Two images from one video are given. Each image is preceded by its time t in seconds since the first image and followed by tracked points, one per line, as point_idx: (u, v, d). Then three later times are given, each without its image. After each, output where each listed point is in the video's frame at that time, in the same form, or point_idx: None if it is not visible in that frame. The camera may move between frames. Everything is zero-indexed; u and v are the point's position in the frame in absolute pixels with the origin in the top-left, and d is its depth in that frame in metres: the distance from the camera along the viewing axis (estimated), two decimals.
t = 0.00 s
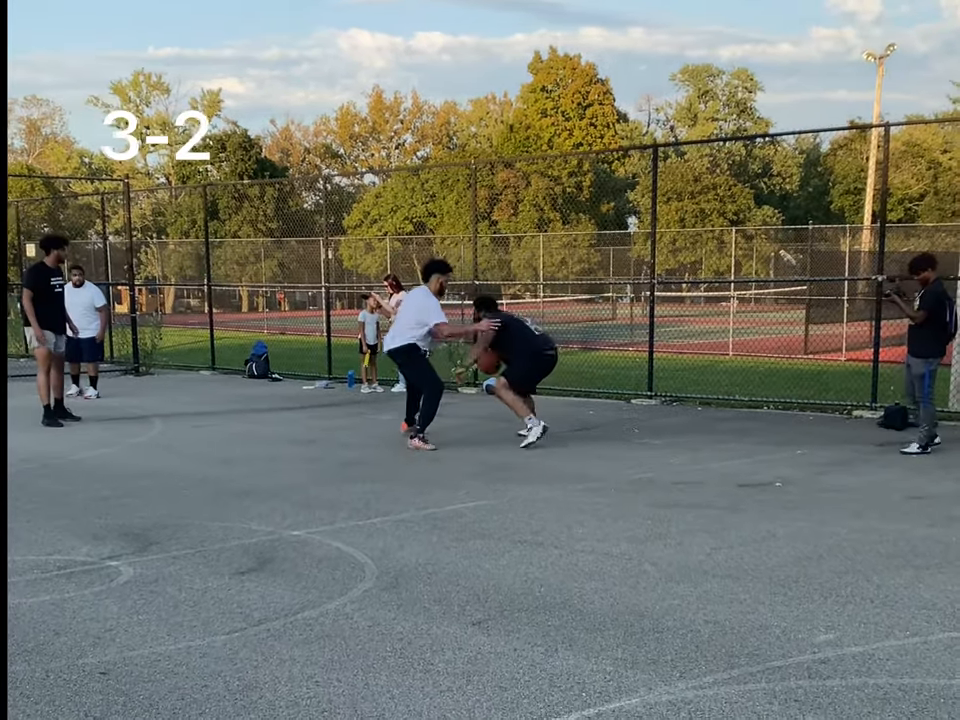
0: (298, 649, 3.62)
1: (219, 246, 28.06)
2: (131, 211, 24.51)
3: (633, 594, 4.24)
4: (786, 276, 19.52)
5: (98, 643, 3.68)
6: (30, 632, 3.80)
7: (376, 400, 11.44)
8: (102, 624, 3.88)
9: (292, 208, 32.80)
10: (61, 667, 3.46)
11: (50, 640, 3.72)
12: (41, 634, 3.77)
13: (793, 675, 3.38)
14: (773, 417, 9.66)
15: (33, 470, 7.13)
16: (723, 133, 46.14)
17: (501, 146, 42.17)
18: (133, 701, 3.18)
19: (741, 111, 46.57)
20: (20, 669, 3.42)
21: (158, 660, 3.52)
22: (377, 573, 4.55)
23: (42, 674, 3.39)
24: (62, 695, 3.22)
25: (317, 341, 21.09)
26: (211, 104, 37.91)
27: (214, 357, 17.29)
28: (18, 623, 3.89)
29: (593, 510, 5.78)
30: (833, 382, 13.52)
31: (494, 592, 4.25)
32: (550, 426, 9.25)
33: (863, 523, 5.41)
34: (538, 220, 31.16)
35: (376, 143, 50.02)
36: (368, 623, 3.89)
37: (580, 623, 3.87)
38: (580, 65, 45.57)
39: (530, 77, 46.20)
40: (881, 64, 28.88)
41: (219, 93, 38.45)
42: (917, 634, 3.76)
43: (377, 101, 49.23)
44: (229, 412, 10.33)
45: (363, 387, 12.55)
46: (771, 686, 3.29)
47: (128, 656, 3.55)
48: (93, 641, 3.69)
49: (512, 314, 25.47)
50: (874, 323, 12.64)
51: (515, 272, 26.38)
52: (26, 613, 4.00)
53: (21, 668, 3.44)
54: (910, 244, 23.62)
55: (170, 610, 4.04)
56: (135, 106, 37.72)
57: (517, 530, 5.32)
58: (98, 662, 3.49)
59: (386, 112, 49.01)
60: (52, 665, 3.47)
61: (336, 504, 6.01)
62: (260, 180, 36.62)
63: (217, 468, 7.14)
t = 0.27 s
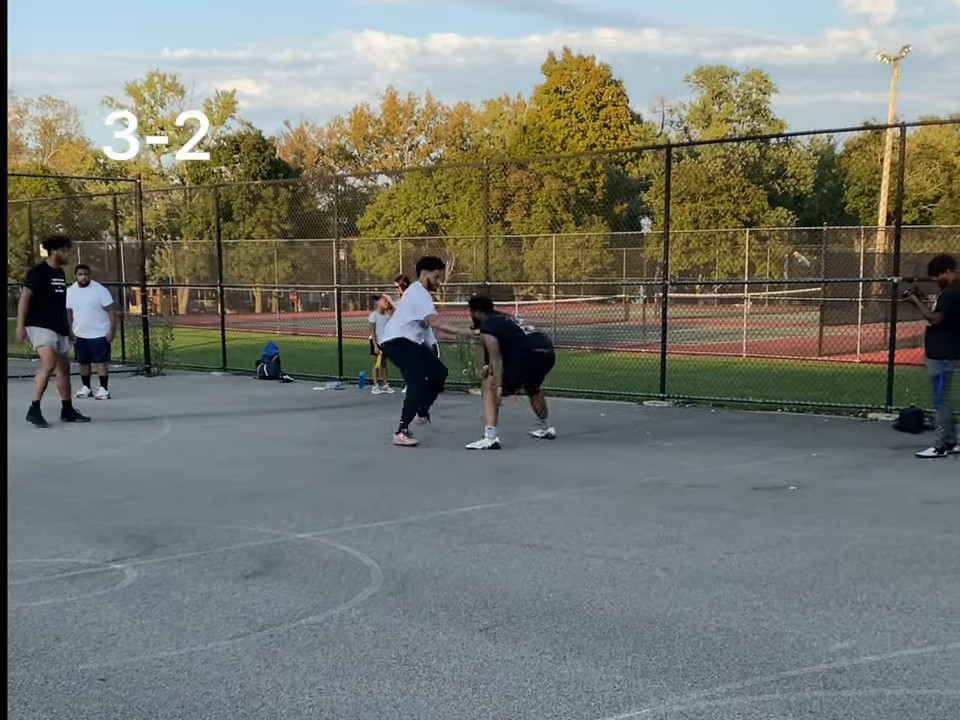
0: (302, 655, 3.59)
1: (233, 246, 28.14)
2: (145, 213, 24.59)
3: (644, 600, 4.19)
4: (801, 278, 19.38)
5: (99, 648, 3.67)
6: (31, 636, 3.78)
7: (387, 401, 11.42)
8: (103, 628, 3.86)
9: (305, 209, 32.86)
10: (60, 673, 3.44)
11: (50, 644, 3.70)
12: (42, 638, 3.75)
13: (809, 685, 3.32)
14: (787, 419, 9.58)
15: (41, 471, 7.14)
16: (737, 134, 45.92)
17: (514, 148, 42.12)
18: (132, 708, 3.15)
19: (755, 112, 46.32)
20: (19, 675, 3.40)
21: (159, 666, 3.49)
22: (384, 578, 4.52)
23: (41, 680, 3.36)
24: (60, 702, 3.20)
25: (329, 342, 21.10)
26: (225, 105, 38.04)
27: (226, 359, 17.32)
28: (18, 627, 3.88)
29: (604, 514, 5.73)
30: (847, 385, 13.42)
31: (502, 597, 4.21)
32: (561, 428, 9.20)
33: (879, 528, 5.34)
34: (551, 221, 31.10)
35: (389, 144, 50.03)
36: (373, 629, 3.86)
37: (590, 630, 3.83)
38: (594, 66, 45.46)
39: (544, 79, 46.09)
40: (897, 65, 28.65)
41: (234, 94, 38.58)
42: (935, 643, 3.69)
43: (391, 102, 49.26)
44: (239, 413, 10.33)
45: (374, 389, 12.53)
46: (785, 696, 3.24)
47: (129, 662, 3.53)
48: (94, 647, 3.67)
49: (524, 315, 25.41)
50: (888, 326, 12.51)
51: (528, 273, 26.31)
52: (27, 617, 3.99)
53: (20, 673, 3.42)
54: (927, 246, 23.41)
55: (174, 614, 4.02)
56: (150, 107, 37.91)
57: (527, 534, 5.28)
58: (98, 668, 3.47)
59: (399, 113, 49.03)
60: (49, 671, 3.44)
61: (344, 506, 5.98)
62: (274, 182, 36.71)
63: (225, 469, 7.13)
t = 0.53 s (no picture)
0: (306, 664, 3.57)
1: (251, 247, 28.23)
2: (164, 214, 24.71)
3: (655, 608, 4.15)
4: (819, 279, 19.22)
5: (100, 656, 3.65)
6: (32, 643, 3.77)
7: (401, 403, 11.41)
8: (106, 635, 3.85)
9: (322, 210, 32.93)
10: (60, 681, 3.42)
11: (52, 652, 3.69)
12: (44, 645, 3.74)
13: (824, 698, 3.26)
14: (805, 422, 9.49)
15: (51, 473, 7.16)
16: (755, 135, 45.63)
17: (531, 149, 42.06)
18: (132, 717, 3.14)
19: (774, 113, 46.01)
20: (19, 684, 3.39)
21: (161, 675, 3.47)
22: (392, 584, 4.49)
23: (41, 689, 3.35)
24: (60, 711, 3.19)
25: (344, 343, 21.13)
26: (243, 106, 38.19)
27: (240, 360, 17.36)
28: (20, 633, 3.87)
29: (616, 518, 5.69)
30: (864, 387, 13.28)
31: (511, 605, 4.18)
32: (575, 431, 9.15)
33: (896, 535, 5.26)
34: (567, 222, 31.02)
35: (406, 145, 50.05)
36: (379, 637, 3.83)
37: (600, 639, 3.79)
38: (612, 67, 45.30)
39: (562, 79, 45.96)
40: (916, 65, 28.36)
41: (252, 95, 38.73)
42: (953, 654, 3.62)
43: (408, 103, 49.29)
44: (251, 415, 10.34)
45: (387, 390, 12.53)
46: (800, 709, 3.19)
47: (130, 670, 3.51)
48: (96, 654, 3.66)
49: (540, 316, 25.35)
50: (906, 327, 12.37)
51: (544, 274, 26.23)
52: (30, 623, 3.98)
53: (20, 682, 3.41)
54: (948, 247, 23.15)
55: (178, 621, 4.01)
56: (168, 108, 38.11)
57: (538, 539, 5.24)
58: (99, 677, 3.45)
59: (417, 114, 49.04)
60: (49, 680, 3.42)
61: (354, 510, 5.96)
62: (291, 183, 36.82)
63: (236, 472, 7.14)
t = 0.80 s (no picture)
0: (316, 670, 3.56)
1: (269, 247, 28.36)
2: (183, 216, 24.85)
3: (672, 615, 4.11)
4: (839, 280, 19.05)
5: (110, 662, 3.65)
6: (42, 649, 3.76)
7: (417, 404, 11.41)
8: (116, 641, 3.85)
9: (340, 211, 33.04)
10: (68, 687, 3.42)
11: (62, 657, 3.69)
12: (54, 650, 3.75)
13: (843, 708, 3.22)
14: (825, 425, 9.40)
15: (67, 476, 7.20)
16: (775, 135, 45.33)
17: (550, 149, 41.98)
18: None
19: (794, 113, 45.68)
20: (28, 691, 3.38)
21: (171, 682, 3.47)
22: (405, 589, 4.48)
23: (49, 696, 3.34)
24: None
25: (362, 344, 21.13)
26: (262, 107, 38.38)
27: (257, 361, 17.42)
28: (30, 639, 3.87)
29: (633, 522, 5.65)
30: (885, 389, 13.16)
31: (525, 611, 4.15)
32: (592, 432, 9.10)
33: (918, 540, 5.19)
34: (586, 223, 30.96)
35: (425, 146, 50.08)
36: (390, 643, 3.81)
37: (614, 647, 3.76)
38: (631, 67, 45.15)
39: (581, 80, 45.85)
40: (937, 65, 28.07)
41: (271, 97, 38.90)
42: None
43: (427, 104, 49.32)
44: (267, 416, 10.36)
45: (405, 392, 12.53)
46: None
47: (139, 677, 3.51)
48: (105, 660, 3.66)
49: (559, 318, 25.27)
50: (928, 329, 12.23)
51: (563, 275, 26.16)
52: (40, 628, 3.99)
53: (29, 688, 3.41)
54: None
55: (189, 627, 4.01)
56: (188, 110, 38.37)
57: (554, 543, 5.22)
58: (107, 684, 3.45)
59: (436, 115, 49.07)
60: (56, 686, 3.42)
61: (369, 513, 5.96)
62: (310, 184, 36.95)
63: (250, 474, 7.15)
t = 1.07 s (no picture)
0: (331, 675, 3.54)
1: (287, 249, 28.43)
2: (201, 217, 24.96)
3: (692, 620, 4.06)
4: (858, 281, 18.91)
5: (122, 666, 3.64)
6: (54, 652, 3.76)
7: (433, 405, 11.39)
8: (129, 644, 3.84)
9: (357, 212, 33.12)
10: (80, 691, 3.41)
11: (74, 661, 3.69)
12: (67, 653, 3.74)
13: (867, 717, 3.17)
14: (845, 427, 9.32)
15: (84, 477, 7.22)
16: (793, 136, 45.08)
17: (566, 150, 41.89)
18: None
19: (812, 114, 45.42)
20: (40, 695, 3.37)
21: (184, 686, 3.46)
22: (420, 592, 4.46)
23: (61, 700, 3.34)
24: None
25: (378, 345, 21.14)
26: (279, 108, 38.53)
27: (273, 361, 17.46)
28: (43, 642, 3.87)
29: (651, 525, 5.61)
30: (905, 390, 13.04)
31: (542, 616, 4.12)
32: (609, 434, 9.05)
33: (941, 544, 5.13)
34: (603, 224, 30.91)
35: (442, 147, 50.11)
36: (406, 648, 3.79)
37: (633, 652, 3.72)
38: (648, 68, 45.01)
39: (598, 81, 45.75)
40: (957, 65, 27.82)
41: (288, 98, 39.06)
42: None
43: (444, 105, 49.36)
44: (282, 417, 10.37)
45: (420, 393, 12.52)
46: None
47: (152, 681, 3.50)
48: (118, 665, 3.65)
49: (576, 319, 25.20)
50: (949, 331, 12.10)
51: (580, 276, 26.10)
52: (54, 631, 3.99)
53: (41, 693, 3.40)
54: None
55: (203, 631, 4.00)
56: (206, 111, 38.56)
57: (571, 546, 5.18)
58: (120, 688, 3.44)
59: (453, 116, 49.10)
60: (68, 691, 3.41)
61: (384, 515, 5.94)
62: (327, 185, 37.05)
63: (266, 476, 7.15)
